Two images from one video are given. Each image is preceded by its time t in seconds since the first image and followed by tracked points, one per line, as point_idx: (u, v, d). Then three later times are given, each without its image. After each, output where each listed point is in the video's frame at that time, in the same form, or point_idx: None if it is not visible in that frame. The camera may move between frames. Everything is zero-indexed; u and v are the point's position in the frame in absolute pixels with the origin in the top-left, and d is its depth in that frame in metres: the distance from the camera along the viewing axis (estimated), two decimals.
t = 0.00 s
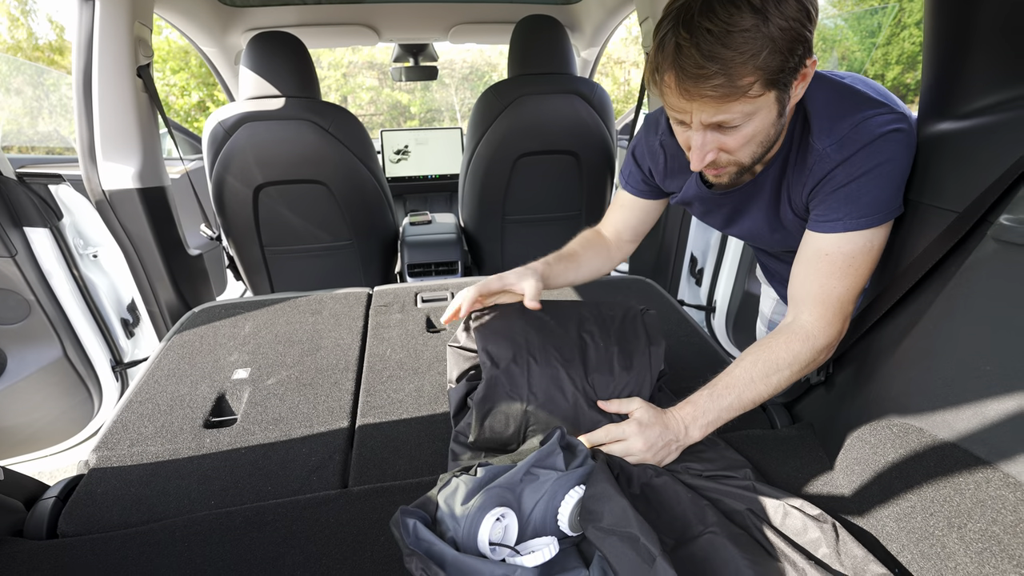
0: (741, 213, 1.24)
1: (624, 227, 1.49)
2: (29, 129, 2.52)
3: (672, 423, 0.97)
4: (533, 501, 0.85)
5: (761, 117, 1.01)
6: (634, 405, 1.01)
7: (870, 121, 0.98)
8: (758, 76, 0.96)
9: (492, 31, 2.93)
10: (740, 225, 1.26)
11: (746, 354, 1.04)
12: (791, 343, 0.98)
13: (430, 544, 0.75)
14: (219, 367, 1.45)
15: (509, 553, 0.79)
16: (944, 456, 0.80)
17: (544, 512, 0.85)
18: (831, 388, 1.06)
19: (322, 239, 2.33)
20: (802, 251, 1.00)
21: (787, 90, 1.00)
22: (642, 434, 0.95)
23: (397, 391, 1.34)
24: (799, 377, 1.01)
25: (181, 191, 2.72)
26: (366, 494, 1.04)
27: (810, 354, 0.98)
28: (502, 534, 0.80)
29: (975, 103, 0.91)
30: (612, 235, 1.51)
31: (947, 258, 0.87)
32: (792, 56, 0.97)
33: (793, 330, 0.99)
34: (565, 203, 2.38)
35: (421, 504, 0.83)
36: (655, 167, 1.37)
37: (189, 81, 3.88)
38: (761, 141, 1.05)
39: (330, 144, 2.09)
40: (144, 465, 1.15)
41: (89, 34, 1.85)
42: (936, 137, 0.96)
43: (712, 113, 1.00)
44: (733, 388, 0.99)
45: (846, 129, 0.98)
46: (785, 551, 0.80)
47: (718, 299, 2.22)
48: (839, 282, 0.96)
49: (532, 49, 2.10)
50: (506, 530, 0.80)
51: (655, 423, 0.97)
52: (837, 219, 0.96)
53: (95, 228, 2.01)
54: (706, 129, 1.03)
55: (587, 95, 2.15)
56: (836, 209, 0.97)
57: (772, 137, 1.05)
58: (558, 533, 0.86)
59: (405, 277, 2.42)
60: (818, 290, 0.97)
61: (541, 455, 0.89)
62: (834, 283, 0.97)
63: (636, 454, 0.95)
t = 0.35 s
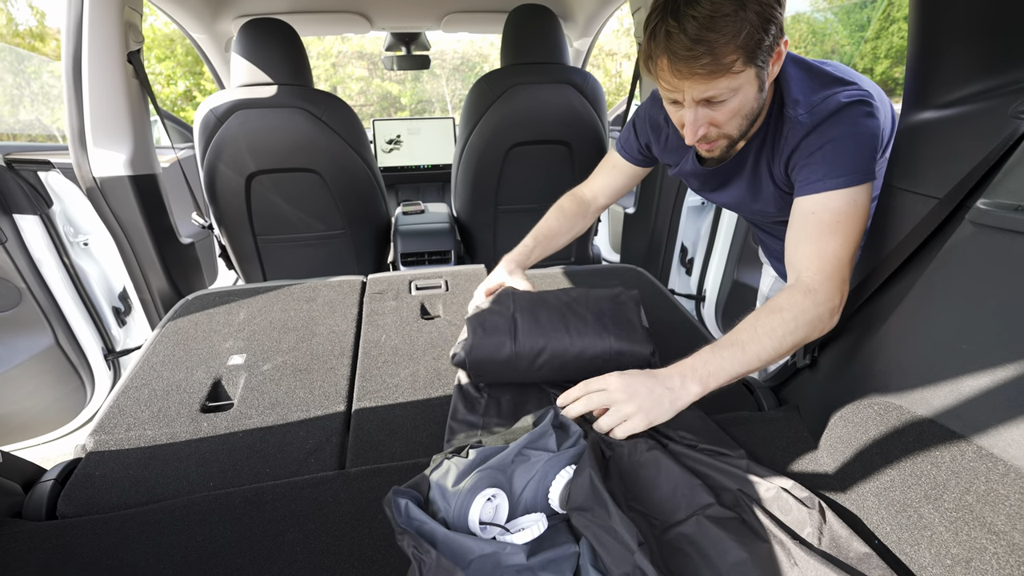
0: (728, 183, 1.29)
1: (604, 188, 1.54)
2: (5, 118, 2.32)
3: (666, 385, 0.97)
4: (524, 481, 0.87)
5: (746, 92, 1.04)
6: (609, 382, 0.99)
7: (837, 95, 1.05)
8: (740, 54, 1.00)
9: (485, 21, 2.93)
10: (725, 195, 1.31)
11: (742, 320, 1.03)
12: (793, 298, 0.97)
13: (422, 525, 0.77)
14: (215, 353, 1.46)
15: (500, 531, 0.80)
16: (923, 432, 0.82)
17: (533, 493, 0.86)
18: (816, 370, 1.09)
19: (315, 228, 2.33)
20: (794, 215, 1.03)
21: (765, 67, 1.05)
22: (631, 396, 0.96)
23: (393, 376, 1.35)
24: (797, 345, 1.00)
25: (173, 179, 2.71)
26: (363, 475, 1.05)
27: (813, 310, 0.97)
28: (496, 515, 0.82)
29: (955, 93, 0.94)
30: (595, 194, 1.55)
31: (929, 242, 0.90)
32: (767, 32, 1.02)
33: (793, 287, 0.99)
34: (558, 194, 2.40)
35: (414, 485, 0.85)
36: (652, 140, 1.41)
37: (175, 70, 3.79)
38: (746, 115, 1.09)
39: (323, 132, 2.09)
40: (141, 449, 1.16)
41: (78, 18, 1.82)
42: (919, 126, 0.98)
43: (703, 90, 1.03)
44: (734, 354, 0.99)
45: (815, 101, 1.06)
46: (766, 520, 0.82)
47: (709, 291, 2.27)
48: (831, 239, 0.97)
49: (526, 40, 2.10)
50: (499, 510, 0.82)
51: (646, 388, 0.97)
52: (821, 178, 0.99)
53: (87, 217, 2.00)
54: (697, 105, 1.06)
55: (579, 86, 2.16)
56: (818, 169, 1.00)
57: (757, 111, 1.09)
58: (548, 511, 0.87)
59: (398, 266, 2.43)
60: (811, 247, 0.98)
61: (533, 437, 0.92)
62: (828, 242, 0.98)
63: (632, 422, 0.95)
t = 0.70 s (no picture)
0: (710, 169, 1.33)
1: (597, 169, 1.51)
2: None
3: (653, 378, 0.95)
4: (525, 462, 0.89)
5: (700, 77, 1.09)
6: (604, 386, 0.96)
7: (792, 85, 1.11)
8: (690, 39, 1.04)
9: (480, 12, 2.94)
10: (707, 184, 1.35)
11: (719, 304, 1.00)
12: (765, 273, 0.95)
13: (427, 497, 0.80)
14: (214, 342, 1.47)
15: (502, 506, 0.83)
16: (907, 412, 0.85)
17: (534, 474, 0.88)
18: (807, 356, 1.12)
19: (311, 219, 2.34)
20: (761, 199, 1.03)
21: (718, 52, 1.09)
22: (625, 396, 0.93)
23: (391, 364, 1.37)
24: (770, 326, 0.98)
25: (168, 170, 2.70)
26: (364, 459, 1.06)
27: (785, 284, 0.94)
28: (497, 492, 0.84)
29: (942, 85, 0.96)
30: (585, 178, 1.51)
31: (916, 228, 0.93)
32: (716, 20, 1.06)
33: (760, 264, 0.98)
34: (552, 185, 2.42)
35: (422, 458, 0.89)
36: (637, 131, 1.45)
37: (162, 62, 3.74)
38: (706, 99, 1.12)
39: (317, 123, 2.09)
40: (143, 435, 1.17)
41: (71, 7, 1.81)
42: (909, 118, 1.00)
43: (657, 74, 1.08)
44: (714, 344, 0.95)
45: (772, 90, 1.11)
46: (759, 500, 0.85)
47: (702, 280, 2.29)
48: (790, 213, 0.97)
49: (520, 32, 2.10)
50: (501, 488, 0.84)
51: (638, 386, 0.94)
52: (781, 158, 1.01)
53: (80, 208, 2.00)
54: (656, 89, 1.11)
55: (575, 77, 2.17)
56: (775, 152, 1.03)
57: (716, 96, 1.13)
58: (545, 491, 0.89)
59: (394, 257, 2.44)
60: (772, 224, 0.98)
61: (536, 420, 0.95)
62: (788, 216, 0.97)
63: (632, 422, 0.91)
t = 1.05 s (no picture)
0: (696, 172, 1.38)
1: (595, 176, 1.58)
2: None
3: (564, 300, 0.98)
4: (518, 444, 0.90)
5: (680, 79, 1.11)
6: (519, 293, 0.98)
7: (774, 84, 1.13)
8: (667, 41, 1.07)
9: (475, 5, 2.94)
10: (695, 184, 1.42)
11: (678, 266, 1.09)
12: (718, 250, 1.03)
13: (425, 483, 0.79)
14: (213, 332, 1.49)
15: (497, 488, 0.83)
16: (892, 392, 0.88)
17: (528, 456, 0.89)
18: (796, 342, 1.15)
19: (306, 211, 2.35)
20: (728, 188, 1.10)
21: (698, 55, 1.11)
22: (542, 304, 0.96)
23: (390, 352, 1.39)
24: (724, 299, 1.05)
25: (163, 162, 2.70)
26: (365, 444, 1.08)
27: (735, 262, 1.02)
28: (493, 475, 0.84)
29: (928, 76, 0.99)
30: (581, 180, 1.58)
31: (902, 216, 0.96)
32: (695, 24, 1.08)
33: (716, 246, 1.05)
34: (548, 178, 2.44)
35: (417, 445, 0.87)
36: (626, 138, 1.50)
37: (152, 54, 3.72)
38: (687, 102, 1.15)
39: (312, 115, 2.10)
40: (146, 423, 1.18)
41: None
42: (896, 108, 1.03)
43: (635, 75, 1.11)
44: (649, 294, 1.01)
45: (755, 91, 1.14)
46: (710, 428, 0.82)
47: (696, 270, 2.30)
48: (755, 204, 1.04)
49: (515, 25, 2.10)
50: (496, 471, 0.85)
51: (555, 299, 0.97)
52: (755, 153, 1.06)
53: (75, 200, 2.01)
54: (635, 91, 1.14)
55: (569, 70, 2.19)
56: (750, 150, 1.08)
57: (697, 98, 1.15)
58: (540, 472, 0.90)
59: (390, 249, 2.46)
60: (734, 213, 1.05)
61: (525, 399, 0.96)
62: (753, 207, 1.04)
63: (536, 327, 0.92)
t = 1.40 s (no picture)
0: (682, 167, 1.39)
1: (586, 175, 1.61)
2: None
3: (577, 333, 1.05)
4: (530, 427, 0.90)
5: (660, 77, 1.13)
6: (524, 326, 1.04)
7: (752, 93, 1.11)
8: (646, 39, 1.08)
9: None
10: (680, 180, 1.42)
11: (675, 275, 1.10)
12: (713, 269, 1.03)
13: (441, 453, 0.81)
14: (214, 323, 1.50)
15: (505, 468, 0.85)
16: (876, 373, 0.92)
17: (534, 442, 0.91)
18: (786, 329, 1.18)
19: (303, 204, 2.36)
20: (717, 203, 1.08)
21: (677, 54, 1.12)
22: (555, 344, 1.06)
23: (389, 341, 1.42)
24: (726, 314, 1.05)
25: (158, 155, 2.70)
26: (368, 430, 1.11)
27: (734, 278, 1.01)
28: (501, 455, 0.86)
29: (914, 69, 1.02)
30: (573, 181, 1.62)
31: (886, 204, 1.00)
32: (674, 22, 1.10)
33: (711, 262, 1.04)
34: (543, 171, 2.47)
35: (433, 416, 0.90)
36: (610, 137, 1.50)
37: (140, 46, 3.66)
38: (668, 101, 1.17)
39: (308, 107, 2.11)
40: (151, 411, 1.20)
41: None
42: (882, 100, 1.08)
43: (616, 73, 1.12)
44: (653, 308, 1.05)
45: (732, 99, 1.12)
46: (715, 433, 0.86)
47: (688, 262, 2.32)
48: (746, 216, 1.02)
49: (509, 19, 2.11)
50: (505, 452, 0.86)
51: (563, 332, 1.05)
52: (740, 166, 1.04)
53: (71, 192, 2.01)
54: (617, 90, 1.15)
55: (563, 64, 2.20)
56: (734, 161, 1.06)
57: (678, 97, 1.17)
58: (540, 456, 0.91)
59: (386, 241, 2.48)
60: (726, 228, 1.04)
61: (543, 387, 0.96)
62: (743, 219, 1.03)
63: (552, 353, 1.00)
